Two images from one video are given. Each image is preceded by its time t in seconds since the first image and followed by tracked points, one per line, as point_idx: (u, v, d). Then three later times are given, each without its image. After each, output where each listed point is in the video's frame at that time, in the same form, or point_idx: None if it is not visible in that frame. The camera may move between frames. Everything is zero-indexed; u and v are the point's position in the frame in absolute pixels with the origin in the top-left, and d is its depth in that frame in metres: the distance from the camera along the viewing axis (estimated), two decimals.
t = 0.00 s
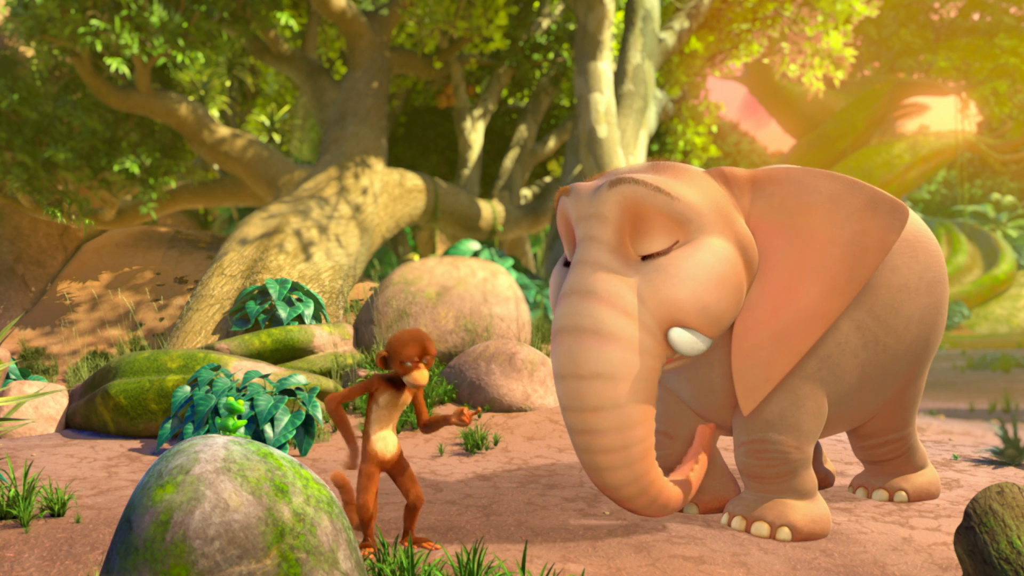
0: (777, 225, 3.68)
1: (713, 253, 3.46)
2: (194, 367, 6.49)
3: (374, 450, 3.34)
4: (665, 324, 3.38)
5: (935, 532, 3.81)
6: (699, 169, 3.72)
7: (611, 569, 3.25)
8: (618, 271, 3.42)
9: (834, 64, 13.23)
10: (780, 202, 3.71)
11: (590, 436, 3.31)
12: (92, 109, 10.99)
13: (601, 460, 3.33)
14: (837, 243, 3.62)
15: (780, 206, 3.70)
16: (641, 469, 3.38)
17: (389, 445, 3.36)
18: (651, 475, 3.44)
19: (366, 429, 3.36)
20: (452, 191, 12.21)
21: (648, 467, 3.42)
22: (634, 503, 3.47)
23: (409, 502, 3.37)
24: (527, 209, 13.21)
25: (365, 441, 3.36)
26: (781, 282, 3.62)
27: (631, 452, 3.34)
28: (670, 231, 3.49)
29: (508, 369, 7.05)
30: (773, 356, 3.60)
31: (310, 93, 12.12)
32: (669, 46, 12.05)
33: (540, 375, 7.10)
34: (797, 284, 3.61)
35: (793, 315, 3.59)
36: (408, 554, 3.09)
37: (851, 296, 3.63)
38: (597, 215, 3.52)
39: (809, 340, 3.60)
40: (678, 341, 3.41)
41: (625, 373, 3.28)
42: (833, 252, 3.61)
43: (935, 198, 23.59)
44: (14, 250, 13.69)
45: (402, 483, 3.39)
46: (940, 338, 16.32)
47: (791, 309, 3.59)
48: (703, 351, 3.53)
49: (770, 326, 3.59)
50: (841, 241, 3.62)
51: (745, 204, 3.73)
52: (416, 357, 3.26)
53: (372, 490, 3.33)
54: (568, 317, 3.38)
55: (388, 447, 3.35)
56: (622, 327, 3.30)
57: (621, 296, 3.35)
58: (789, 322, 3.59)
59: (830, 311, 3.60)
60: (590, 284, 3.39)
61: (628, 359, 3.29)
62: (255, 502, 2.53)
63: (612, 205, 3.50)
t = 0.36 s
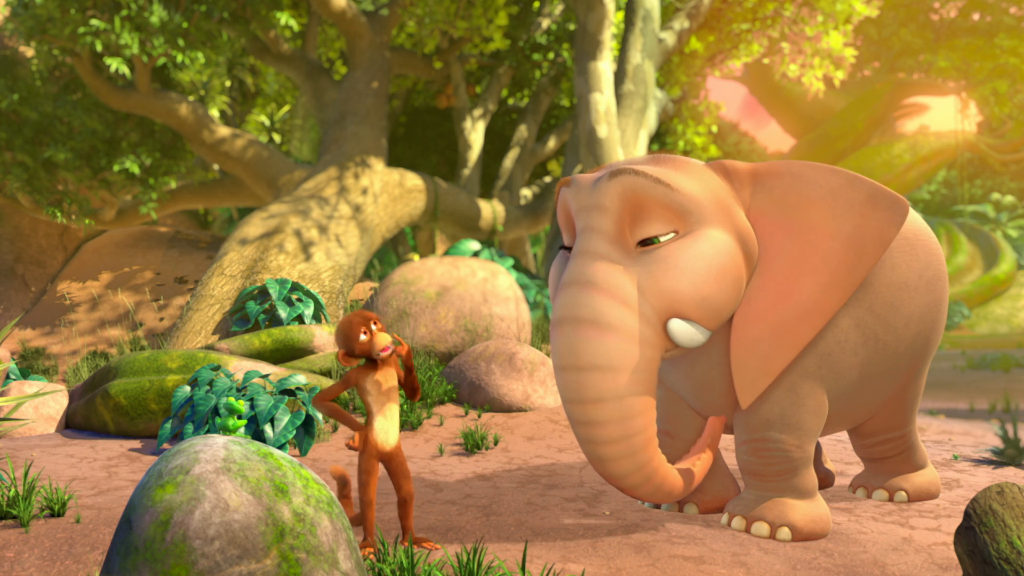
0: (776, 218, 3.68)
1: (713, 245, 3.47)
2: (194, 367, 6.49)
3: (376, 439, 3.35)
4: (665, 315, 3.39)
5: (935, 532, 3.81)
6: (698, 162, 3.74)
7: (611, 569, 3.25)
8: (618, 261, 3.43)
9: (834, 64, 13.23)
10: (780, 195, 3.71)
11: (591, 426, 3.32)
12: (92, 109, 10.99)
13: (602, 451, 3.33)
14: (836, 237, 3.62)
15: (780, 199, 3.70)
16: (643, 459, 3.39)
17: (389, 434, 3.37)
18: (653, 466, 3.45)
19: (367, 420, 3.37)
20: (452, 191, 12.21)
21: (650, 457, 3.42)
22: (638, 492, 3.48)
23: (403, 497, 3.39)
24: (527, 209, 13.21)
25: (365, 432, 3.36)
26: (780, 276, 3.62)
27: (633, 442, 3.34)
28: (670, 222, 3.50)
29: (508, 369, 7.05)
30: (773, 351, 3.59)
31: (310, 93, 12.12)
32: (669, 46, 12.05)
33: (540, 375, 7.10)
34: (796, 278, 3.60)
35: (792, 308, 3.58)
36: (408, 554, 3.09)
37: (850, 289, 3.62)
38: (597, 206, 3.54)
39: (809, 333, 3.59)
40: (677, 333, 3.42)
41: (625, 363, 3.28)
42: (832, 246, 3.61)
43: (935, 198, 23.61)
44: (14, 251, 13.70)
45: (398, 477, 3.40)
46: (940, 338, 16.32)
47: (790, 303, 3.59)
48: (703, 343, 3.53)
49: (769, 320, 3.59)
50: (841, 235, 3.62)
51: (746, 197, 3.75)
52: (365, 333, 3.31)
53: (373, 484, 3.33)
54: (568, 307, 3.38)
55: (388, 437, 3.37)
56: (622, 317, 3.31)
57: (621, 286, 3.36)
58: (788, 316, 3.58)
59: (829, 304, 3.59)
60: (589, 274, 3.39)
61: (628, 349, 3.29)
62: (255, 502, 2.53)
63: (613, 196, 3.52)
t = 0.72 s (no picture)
0: (776, 218, 3.69)
1: (712, 240, 3.47)
2: (194, 367, 6.49)
3: (376, 437, 3.35)
4: (663, 310, 3.39)
5: (935, 532, 3.81)
6: (701, 159, 3.75)
7: (611, 569, 3.24)
8: (617, 254, 3.44)
9: (834, 64, 13.22)
10: (780, 196, 3.72)
11: (586, 420, 3.31)
12: (92, 109, 10.99)
13: (597, 445, 3.32)
14: (836, 237, 3.61)
15: (780, 200, 3.71)
16: (638, 455, 3.37)
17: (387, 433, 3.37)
18: (648, 462, 3.44)
19: (366, 417, 3.37)
20: (452, 191, 12.21)
21: (644, 453, 3.40)
22: (631, 488, 3.47)
23: (400, 496, 3.39)
24: (527, 209, 13.21)
25: (365, 430, 3.36)
26: (779, 275, 3.62)
27: (628, 436, 3.33)
28: (670, 217, 3.51)
29: (508, 369, 7.05)
30: (771, 350, 3.58)
31: (310, 93, 12.12)
32: (669, 46, 12.05)
33: (540, 375, 7.10)
34: (795, 278, 3.60)
35: (791, 308, 3.58)
36: (408, 554, 3.09)
37: (850, 290, 3.60)
38: (598, 199, 3.55)
39: (808, 333, 3.58)
40: (675, 327, 3.43)
41: (621, 356, 3.28)
42: (832, 246, 3.61)
43: (935, 199, 23.63)
44: (14, 250, 13.71)
45: (396, 475, 3.39)
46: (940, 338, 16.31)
47: (789, 302, 3.58)
48: (700, 339, 3.53)
49: (768, 319, 3.59)
50: (840, 235, 3.61)
51: (746, 196, 3.76)
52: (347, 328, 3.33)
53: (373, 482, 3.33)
54: (566, 299, 3.39)
55: (387, 434, 3.37)
56: (620, 310, 3.31)
57: (618, 279, 3.36)
58: (786, 315, 3.58)
59: (828, 304, 3.58)
60: (588, 267, 3.41)
61: (624, 342, 3.29)
62: (255, 502, 2.53)
63: (613, 190, 3.53)
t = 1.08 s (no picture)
0: (780, 224, 3.70)
1: (714, 238, 3.47)
2: (194, 367, 6.49)
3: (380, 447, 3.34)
4: (659, 303, 3.39)
5: (935, 532, 3.81)
6: (712, 159, 3.76)
7: (611, 569, 3.25)
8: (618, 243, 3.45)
9: (834, 64, 13.23)
10: (785, 203, 3.73)
11: (572, 406, 3.30)
12: (92, 109, 10.99)
13: (581, 432, 3.32)
14: (837, 249, 3.61)
15: (785, 207, 3.72)
16: (624, 444, 3.37)
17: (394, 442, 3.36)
18: (633, 453, 3.43)
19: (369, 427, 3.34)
20: (452, 191, 12.21)
21: (630, 444, 3.40)
22: (615, 479, 3.46)
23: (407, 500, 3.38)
24: (527, 210, 13.21)
25: (367, 438, 3.34)
26: (778, 280, 3.62)
27: (614, 424, 3.32)
28: (674, 212, 3.51)
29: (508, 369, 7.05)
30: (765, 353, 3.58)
31: (310, 93, 12.12)
32: (669, 46, 12.05)
33: (540, 375, 7.10)
34: (793, 285, 3.60)
35: (788, 314, 3.58)
36: (408, 554, 3.09)
37: (846, 301, 3.60)
38: (605, 187, 3.57)
39: (802, 340, 3.58)
40: (669, 321, 3.42)
41: (612, 343, 3.28)
42: (832, 258, 3.60)
43: (935, 199, 23.64)
44: (14, 251, 13.70)
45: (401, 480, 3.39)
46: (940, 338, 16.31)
47: (786, 308, 3.58)
48: (693, 336, 3.52)
49: (764, 322, 3.59)
50: (842, 247, 3.61)
51: (752, 201, 3.78)
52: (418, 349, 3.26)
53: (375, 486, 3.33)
54: (563, 281, 3.39)
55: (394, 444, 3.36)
56: (616, 298, 3.31)
57: (617, 266, 3.37)
58: (782, 321, 3.57)
59: (825, 313, 3.58)
60: (588, 252, 3.41)
61: (616, 329, 3.29)
62: (255, 503, 2.53)
63: (622, 179, 3.54)
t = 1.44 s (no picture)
0: (781, 245, 3.69)
1: (716, 264, 3.47)
2: (194, 367, 6.49)
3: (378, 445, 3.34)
4: (661, 329, 3.39)
5: (935, 532, 3.81)
6: (715, 180, 3.75)
7: (611, 569, 3.24)
8: (621, 268, 3.44)
9: (834, 64, 13.22)
10: (787, 224, 3.72)
11: (573, 429, 3.31)
12: (92, 109, 10.99)
13: (581, 455, 3.33)
14: (837, 270, 3.60)
15: (786, 228, 3.71)
16: (623, 465, 3.37)
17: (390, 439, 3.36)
18: (631, 472, 3.43)
19: (367, 424, 3.35)
20: (452, 191, 12.21)
21: (628, 465, 3.40)
22: (612, 498, 3.45)
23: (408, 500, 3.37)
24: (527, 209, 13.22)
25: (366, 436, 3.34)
26: (778, 301, 3.62)
27: (614, 448, 3.33)
28: (678, 236, 3.51)
29: (508, 369, 7.05)
30: (764, 374, 3.58)
31: (310, 93, 12.12)
32: (669, 46, 12.05)
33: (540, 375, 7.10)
34: (793, 307, 3.60)
35: (787, 335, 3.58)
36: (408, 554, 3.09)
37: (845, 323, 3.60)
38: (608, 210, 3.55)
39: (801, 361, 3.58)
40: (671, 347, 3.42)
41: (614, 371, 3.28)
42: (832, 280, 3.60)
43: (936, 198, 23.64)
44: (14, 250, 13.71)
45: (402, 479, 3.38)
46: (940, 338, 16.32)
47: (786, 329, 3.58)
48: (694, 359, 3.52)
49: (763, 344, 3.59)
50: (842, 269, 3.60)
51: (753, 220, 3.76)
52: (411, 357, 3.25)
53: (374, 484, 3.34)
54: (565, 307, 3.38)
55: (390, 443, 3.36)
56: (619, 325, 3.31)
57: (620, 294, 3.37)
58: (781, 342, 3.58)
59: (824, 335, 3.58)
60: (591, 277, 3.40)
61: (619, 357, 3.29)
62: (255, 502, 2.53)
63: (626, 203, 3.53)
